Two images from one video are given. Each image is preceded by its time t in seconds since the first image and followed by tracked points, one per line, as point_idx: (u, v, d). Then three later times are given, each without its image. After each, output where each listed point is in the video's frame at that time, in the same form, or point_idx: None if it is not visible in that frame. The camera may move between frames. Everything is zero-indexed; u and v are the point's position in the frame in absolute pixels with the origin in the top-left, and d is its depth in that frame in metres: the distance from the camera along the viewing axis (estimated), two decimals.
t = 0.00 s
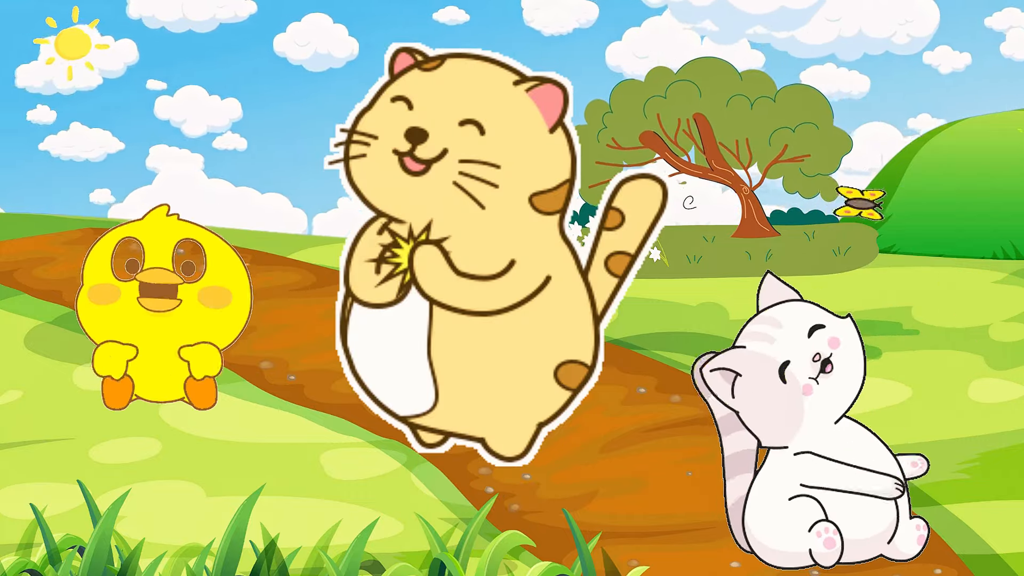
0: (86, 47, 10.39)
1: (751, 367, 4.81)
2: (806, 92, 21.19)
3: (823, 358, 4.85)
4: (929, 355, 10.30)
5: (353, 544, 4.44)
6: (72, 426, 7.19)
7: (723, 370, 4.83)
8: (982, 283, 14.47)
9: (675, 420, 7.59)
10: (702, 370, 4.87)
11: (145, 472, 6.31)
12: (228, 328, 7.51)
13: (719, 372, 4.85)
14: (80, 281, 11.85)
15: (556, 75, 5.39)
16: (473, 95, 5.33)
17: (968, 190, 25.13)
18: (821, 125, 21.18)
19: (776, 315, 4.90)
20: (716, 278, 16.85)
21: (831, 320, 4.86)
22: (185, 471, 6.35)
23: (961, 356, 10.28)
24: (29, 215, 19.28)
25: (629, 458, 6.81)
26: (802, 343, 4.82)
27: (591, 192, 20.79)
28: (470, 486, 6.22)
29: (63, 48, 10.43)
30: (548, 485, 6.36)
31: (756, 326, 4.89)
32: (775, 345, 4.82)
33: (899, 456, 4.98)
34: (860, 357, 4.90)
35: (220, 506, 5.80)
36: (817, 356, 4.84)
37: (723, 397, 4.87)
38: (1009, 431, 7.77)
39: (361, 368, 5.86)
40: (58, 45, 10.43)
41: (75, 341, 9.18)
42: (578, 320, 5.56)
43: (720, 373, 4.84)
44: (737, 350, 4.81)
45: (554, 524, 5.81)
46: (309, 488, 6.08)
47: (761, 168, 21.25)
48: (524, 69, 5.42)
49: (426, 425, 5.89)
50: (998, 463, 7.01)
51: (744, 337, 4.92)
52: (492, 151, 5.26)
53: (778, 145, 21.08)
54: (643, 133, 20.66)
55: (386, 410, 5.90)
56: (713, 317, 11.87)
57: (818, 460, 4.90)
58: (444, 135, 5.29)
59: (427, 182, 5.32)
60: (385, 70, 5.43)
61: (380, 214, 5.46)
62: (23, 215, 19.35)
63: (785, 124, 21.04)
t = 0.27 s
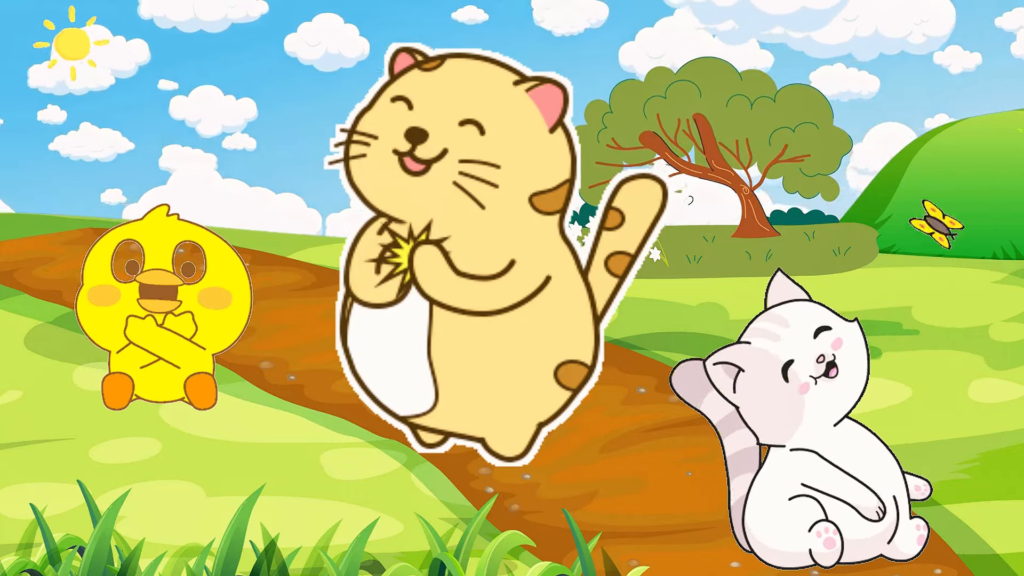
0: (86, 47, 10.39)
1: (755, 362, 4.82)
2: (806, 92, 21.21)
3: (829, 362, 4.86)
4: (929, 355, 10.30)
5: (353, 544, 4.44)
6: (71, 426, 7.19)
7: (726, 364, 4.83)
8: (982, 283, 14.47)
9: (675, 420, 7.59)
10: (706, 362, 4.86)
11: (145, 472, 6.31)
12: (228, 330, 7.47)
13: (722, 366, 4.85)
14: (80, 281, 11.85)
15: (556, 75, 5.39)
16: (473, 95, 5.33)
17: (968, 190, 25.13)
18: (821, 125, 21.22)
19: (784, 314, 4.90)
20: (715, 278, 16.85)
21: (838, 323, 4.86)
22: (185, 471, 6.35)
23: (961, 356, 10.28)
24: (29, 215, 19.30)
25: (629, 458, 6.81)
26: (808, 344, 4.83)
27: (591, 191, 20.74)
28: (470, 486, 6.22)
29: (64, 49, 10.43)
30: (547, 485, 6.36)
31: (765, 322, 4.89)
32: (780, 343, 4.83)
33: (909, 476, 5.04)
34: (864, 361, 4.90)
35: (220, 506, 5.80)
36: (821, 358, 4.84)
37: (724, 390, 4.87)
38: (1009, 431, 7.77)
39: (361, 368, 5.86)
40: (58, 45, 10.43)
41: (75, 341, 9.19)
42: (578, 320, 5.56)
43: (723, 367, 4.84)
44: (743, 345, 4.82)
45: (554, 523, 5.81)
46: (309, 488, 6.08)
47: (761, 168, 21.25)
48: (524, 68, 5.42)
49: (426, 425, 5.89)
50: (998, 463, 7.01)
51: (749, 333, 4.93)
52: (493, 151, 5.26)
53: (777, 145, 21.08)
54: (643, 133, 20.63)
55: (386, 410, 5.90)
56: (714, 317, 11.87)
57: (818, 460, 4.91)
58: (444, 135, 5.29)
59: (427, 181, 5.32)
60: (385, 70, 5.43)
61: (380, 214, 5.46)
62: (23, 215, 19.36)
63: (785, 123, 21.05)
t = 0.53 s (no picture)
0: (86, 46, 10.39)
1: (761, 357, 4.81)
2: (806, 93, 21.20)
3: (835, 367, 4.85)
4: (929, 355, 10.30)
5: (353, 544, 4.44)
6: (71, 426, 7.19)
7: (733, 353, 4.82)
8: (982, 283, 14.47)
9: (675, 420, 7.59)
10: (714, 350, 4.87)
11: (145, 472, 6.31)
12: (228, 326, 7.49)
13: (728, 355, 4.84)
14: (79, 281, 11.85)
15: (555, 75, 5.40)
16: (473, 95, 5.33)
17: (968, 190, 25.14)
18: (821, 126, 21.18)
19: (797, 312, 4.91)
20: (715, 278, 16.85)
21: (848, 329, 4.86)
22: (185, 471, 6.35)
23: (961, 356, 10.28)
24: (30, 215, 19.31)
25: (629, 458, 6.80)
26: (816, 347, 4.83)
27: (591, 191, 20.70)
28: (470, 486, 6.22)
29: (64, 48, 10.43)
30: (547, 485, 6.36)
31: (777, 319, 4.92)
32: (791, 342, 4.84)
33: (910, 479, 5.11)
34: (870, 374, 4.92)
35: (220, 506, 5.80)
36: (828, 363, 4.84)
37: (726, 380, 4.86)
38: (1009, 431, 7.77)
39: (361, 369, 5.86)
40: (58, 44, 10.44)
41: (75, 341, 9.18)
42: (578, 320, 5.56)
43: (729, 357, 4.83)
44: (751, 338, 4.82)
45: (554, 524, 5.81)
46: (309, 488, 6.08)
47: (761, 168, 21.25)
48: (524, 68, 5.43)
49: (426, 425, 5.89)
50: (998, 463, 7.01)
51: (760, 328, 4.94)
52: (492, 151, 5.26)
53: (777, 145, 21.03)
54: (643, 132, 20.65)
55: (386, 410, 5.89)
56: (714, 317, 11.87)
57: (818, 461, 4.90)
58: (444, 135, 5.29)
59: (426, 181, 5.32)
60: (385, 70, 5.43)
61: (380, 214, 5.46)
62: (24, 215, 19.36)
63: (785, 123, 21.00)
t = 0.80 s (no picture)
0: (86, 46, 10.39)
1: (784, 343, 4.83)
2: (806, 93, 21.18)
3: (845, 388, 4.91)
4: (929, 355, 10.29)
5: (353, 544, 4.44)
6: (71, 426, 7.19)
7: (759, 330, 4.84)
8: (982, 283, 14.47)
9: (675, 420, 7.59)
10: (743, 320, 4.89)
11: (145, 472, 6.31)
12: (228, 325, 7.54)
13: (754, 329, 4.85)
14: (79, 281, 11.85)
15: (555, 75, 5.39)
16: (474, 96, 5.33)
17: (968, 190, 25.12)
18: (821, 126, 21.21)
19: (834, 321, 4.92)
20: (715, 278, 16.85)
21: (871, 357, 4.92)
22: (185, 471, 6.35)
23: (961, 356, 10.28)
24: (30, 215, 19.30)
25: (629, 458, 6.80)
26: (837, 362, 4.87)
27: (591, 191, 20.62)
28: (470, 486, 6.22)
29: (64, 48, 10.43)
30: (547, 485, 6.36)
31: (813, 318, 4.90)
32: (819, 346, 4.85)
33: (904, 477, 5.08)
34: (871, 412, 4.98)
35: (220, 506, 5.80)
36: (840, 381, 4.89)
37: (742, 353, 4.86)
38: (1008, 431, 7.77)
39: (361, 368, 5.86)
40: (58, 44, 10.44)
41: (75, 341, 9.18)
42: (578, 320, 5.56)
43: (754, 331, 4.84)
44: (784, 324, 4.82)
45: (553, 523, 5.81)
46: (309, 488, 6.08)
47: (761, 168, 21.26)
48: (524, 68, 5.42)
49: (426, 425, 5.89)
50: (998, 463, 7.01)
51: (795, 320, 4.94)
52: (493, 151, 5.26)
53: (777, 145, 21.08)
54: (644, 132, 20.69)
55: (386, 410, 5.89)
56: (714, 317, 11.86)
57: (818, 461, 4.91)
58: (447, 135, 5.29)
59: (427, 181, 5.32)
60: (386, 70, 5.43)
61: (380, 214, 5.46)
62: (23, 215, 19.36)
63: (785, 124, 21.02)
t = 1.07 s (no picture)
0: (86, 46, 10.39)
1: (801, 343, 4.81)
2: (807, 95, 21.22)
3: (845, 404, 4.88)
4: (929, 355, 10.29)
5: (352, 544, 4.44)
6: (71, 426, 7.19)
7: (777, 324, 4.85)
8: (982, 283, 14.47)
9: (675, 420, 7.59)
10: (766, 311, 4.89)
11: (145, 472, 6.31)
12: (228, 325, 7.52)
13: (774, 322, 4.86)
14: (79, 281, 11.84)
15: (555, 75, 5.40)
16: (476, 96, 5.33)
17: (968, 190, 25.10)
18: (821, 127, 21.23)
19: (853, 336, 4.88)
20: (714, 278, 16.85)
21: (879, 381, 4.88)
22: (184, 471, 6.35)
23: (961, 356, 10.27)
24: (30, 215, 19.30)
25: (629, 458, 6.80)
26: (846, 375, 4.85)
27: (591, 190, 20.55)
28: (469, 486, 6.22)
29: (63, 48, 10.43)
30: (547, 485, 6.36)
31: (835, 329, 4.87)
32: (834, 356, 4.82)
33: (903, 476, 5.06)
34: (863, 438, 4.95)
35: (220, 506, 5.80)
36: (842, 397, 4.86)
37: (756, 344, 4.85)
38: (1008, 432, 7.76)
39: (361, 368, 5.86)
40: (58, 44, 10.44)
41: (75, 341, 9.18)
42: (578, 320, 5.55)
43: (774, 324, 4.85)
44: (804, 326, 4.82)
45: (553, 523, 5.81)
46: (309, 488, 6.08)
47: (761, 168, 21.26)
48: (524, 68, 5.42)
49: (426, 425, 5.90)
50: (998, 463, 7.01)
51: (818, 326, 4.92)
52: (493, 151, 5.26)
53: (778, 146, 21.07)
54: (646, 131, 20.69)
55: (386, 410, 5.89)
56: (714, 317, 11.86)
57: (818, 461, 4.90)
58: (448, 135, 5.28)
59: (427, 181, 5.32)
60: (386, 70, 5.43)
61: (380, 214, 5.46)
62: (24, 215, 19.35)
63: (786, 125, 21.02)
